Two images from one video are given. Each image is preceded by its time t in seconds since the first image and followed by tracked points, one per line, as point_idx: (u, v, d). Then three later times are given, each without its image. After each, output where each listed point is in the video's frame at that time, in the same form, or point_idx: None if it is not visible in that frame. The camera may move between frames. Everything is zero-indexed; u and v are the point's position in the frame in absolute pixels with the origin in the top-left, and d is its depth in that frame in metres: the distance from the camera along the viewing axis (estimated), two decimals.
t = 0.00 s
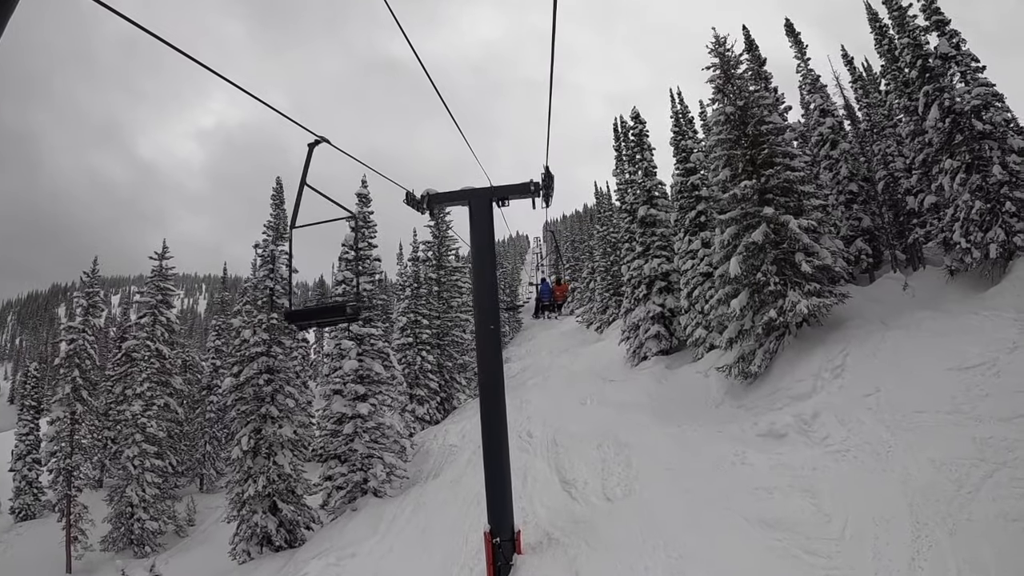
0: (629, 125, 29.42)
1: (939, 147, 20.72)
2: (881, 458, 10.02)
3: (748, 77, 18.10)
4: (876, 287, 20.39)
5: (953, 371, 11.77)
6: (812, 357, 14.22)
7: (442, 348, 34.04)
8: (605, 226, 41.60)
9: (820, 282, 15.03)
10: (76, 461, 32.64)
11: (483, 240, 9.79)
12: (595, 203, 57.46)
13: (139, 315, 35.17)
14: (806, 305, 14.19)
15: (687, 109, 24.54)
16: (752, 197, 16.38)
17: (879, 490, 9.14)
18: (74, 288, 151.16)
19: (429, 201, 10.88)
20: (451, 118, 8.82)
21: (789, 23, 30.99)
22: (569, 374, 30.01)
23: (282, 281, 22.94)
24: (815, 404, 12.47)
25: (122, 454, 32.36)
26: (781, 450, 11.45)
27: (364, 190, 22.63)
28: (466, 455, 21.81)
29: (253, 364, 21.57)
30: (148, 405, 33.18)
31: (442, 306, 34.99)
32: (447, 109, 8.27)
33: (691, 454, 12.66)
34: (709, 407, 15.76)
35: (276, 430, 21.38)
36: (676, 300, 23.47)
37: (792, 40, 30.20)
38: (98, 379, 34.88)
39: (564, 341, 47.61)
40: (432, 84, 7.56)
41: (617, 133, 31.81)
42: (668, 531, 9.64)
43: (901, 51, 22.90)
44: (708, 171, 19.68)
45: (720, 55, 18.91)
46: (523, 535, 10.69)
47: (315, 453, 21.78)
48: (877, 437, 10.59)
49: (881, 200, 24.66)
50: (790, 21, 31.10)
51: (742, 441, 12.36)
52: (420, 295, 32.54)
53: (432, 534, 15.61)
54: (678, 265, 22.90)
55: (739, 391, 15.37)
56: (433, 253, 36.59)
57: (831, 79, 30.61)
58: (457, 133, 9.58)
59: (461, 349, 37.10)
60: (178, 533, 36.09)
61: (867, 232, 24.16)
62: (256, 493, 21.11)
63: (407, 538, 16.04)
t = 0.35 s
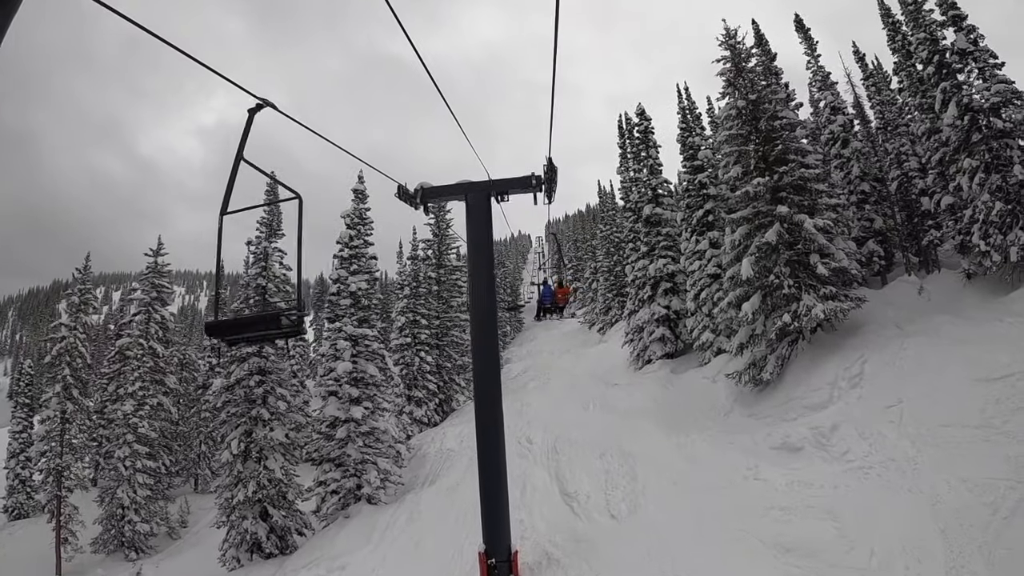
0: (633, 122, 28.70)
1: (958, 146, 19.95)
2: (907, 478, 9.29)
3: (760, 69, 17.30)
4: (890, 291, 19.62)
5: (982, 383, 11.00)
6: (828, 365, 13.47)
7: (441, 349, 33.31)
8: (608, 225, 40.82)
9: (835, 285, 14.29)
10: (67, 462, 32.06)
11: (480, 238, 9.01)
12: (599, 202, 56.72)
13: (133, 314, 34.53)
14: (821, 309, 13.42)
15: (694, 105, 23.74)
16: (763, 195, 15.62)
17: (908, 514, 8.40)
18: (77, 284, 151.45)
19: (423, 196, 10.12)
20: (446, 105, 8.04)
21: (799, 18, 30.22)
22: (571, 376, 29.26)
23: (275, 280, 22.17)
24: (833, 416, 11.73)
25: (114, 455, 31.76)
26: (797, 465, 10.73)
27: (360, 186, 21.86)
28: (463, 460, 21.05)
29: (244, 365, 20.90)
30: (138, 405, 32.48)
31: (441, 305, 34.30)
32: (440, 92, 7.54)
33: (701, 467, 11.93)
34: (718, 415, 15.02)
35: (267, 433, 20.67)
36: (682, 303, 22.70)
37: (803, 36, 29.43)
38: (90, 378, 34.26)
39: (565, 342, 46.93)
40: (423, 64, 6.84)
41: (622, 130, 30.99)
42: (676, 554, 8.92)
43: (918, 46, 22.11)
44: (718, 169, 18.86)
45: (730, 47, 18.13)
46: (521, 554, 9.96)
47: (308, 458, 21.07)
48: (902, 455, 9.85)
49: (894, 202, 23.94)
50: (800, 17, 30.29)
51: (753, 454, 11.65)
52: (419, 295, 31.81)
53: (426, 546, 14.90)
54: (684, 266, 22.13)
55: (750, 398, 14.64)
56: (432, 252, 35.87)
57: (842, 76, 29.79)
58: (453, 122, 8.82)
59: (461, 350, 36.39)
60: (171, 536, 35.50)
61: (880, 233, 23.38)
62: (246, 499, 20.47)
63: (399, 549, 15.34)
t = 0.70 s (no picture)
0: (636, 117, 27.92)
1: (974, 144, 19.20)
2: (935, 500, 8.60)
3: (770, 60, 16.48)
4: (902, 293, 18.90)
5: (1010, 394, 10.30)
6: (843, 371, 12.76)
7: (437, 349, 32.56)
8: (609, 223, 40.04)
9: (849, 287, 13.56)
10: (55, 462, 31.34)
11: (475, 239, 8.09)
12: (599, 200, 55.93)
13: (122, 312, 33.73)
14: (836, 312, 12.69)
15: (699, 99, 22.93)
16: (774, 192, 14.86)
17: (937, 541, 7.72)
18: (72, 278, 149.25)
19: (413, 188, 9.19)
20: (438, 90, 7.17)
21: (806, 12, 29.42)
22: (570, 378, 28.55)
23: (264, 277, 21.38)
24: (851, 428, 11.03)
25: (101, 455, 31.04)
26: (814, 482, 10.03)
27: (352, 181, 21.07)
28: (458, 465, 20.34)
29: (231, 366, 20.13)
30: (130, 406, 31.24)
31: (438, 304, 33.55)
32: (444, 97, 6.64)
33: (710, 481, 11.21)
34: (725, 423, 14.35)
35: (255, 436, 19.94)
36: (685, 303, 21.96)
37: (810, 30, 28.64)
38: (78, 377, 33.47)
39: (565, 341, 46.23)
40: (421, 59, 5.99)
41: (624, 126, 30.16)
42: None
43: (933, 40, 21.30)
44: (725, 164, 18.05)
45: (739, 37, 17.32)
46: None
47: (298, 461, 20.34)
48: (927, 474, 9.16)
49: (905, 201, 23.20)
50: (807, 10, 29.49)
51: (765, 468, 10.96)
52: (415, 293, 31.06)
53: (418, 556, 14.18)
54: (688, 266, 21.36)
55: (760, 405, 13.95)
56: (429, 250, 35.09)
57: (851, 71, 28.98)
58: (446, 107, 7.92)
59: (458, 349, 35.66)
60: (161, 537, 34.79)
61: (889, 233, 22.67)
62: (232, 504, 19.76)
63: (389, 560, 14.60)
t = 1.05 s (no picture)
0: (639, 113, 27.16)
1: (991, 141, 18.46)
2: (969, 524, 7.94)
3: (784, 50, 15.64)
4: (916, 296, 18.16)
5: None
6: (859, 379, 12.10)
7: (434, 350, 31.80)
8: (611, 222, 39.27)
9: (866, 290, 12.84)
10: (43, 464, 30.63)
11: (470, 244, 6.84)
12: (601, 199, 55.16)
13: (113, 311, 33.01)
14: (853, 317, 11.97)
15: (705, 94, 22.15)
16: (786, 189, 14.12)
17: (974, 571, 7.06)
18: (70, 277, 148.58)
19: (402, 181, 8.27)
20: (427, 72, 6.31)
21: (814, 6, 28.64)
22: (570, 380, 27.84)
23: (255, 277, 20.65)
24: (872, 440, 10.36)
25: (90, 457, 30.32)
26: (835, 500, 9.37)
27: (346, 176, 20.32)
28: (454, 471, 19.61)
29: (219, 368, 19.39)
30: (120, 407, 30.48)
31: (436, 304, 32.80)
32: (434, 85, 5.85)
33: (721, 496, 10.54)
34: (734, 431, 13.70)
35: (243, 441, 19.22)
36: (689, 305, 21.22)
37: (818, 25, 27.87)
38: (68, 377, 32.74)
39: (565, 342, 45.51)
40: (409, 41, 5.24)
41: (627, 123, 29.39)
42: None
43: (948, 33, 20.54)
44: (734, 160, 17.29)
45: (749, 27, 16.54)
46: None
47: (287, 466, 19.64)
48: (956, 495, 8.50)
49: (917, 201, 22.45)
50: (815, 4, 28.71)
51: (779, 484, 10.28)
52: (412, 293, 30.30)
53: (409, 568, 13.54)
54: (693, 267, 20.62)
55: (770, 414, 13.31)
56: (427, 248, 34.34)
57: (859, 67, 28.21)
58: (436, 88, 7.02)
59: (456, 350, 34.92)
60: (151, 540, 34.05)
61: (900, 234, 21.95)
62: (220, 511, 19.06)
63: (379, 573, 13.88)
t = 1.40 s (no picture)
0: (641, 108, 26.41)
1: (1006, 136, 17.76)
2: (1007, 550, 7.25)
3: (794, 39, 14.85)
4: (930, 297, 17.46)
5: None
6: (878, 388, 11.42)
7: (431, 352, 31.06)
8: (610, 221, 38.48)
9: (884, 292, 12.15)
10: (30, 468, 29.84)
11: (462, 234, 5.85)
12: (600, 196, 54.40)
13: (101, 312, 32.22)
14: (872, 321, 11.26)
15: (709, 88, 21.40)
16: (798, 185, 13.37)
17: None
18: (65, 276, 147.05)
19: (387, 173, 7.40)
20: (412, 51, 5.49)
21: None
22: (569, 383, 27.15)
23: (242, 276, 19.83)
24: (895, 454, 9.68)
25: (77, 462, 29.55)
26: (858, 521, 8.68)
27: (337, 173, 19.57)
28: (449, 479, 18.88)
29: (205, 372, 18.63)
30: (109, 410, 29.66)
31: (433, 304, 32.07)
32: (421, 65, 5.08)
33: (733, 513, 9.86)
34: (742, 441, 13.06)
35: (229, 448, 18.48)
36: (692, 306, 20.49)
37: (824, 18, 27.15)
38: (55, 379, 31.98)
39: (564, 342, 44.82)
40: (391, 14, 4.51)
41: (627, 118, 28.66)
42: None
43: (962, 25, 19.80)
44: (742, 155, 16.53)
45: (757, 16, 15.77)
46: None
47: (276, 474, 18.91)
48: (991, 516, 7.83)
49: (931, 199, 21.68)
50: None
51: (795, 501, 9.60)
52: (408, 293, 29.56)
53: None
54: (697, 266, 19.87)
55: (782, 423, 12.66)
56: (423, 247, 33.56)
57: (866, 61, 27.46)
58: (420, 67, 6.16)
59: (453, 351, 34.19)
60: (142, 546, 33.35)
61: (910, 232, 21.27)
62: (205, 520, 18.32)
63: None
